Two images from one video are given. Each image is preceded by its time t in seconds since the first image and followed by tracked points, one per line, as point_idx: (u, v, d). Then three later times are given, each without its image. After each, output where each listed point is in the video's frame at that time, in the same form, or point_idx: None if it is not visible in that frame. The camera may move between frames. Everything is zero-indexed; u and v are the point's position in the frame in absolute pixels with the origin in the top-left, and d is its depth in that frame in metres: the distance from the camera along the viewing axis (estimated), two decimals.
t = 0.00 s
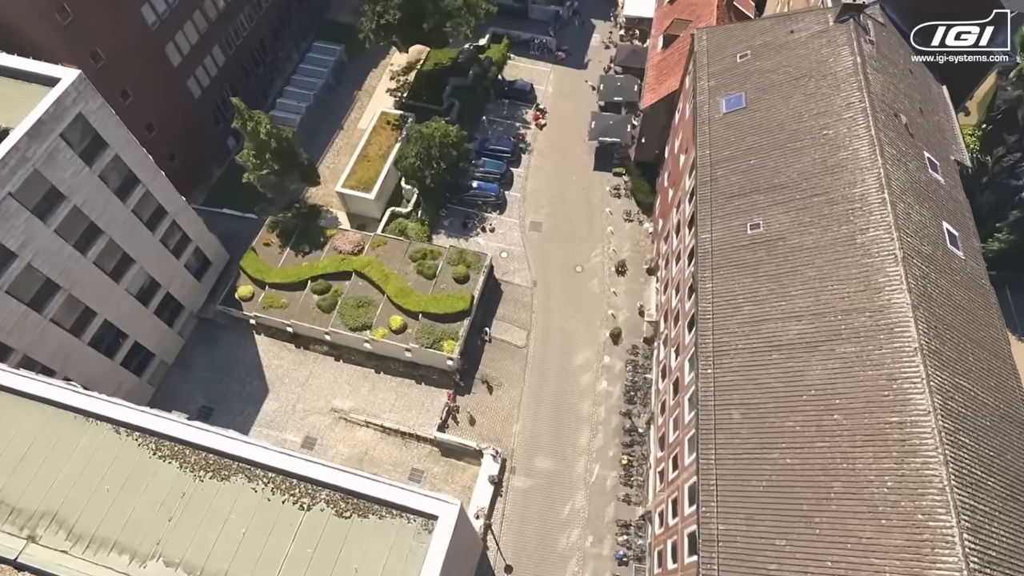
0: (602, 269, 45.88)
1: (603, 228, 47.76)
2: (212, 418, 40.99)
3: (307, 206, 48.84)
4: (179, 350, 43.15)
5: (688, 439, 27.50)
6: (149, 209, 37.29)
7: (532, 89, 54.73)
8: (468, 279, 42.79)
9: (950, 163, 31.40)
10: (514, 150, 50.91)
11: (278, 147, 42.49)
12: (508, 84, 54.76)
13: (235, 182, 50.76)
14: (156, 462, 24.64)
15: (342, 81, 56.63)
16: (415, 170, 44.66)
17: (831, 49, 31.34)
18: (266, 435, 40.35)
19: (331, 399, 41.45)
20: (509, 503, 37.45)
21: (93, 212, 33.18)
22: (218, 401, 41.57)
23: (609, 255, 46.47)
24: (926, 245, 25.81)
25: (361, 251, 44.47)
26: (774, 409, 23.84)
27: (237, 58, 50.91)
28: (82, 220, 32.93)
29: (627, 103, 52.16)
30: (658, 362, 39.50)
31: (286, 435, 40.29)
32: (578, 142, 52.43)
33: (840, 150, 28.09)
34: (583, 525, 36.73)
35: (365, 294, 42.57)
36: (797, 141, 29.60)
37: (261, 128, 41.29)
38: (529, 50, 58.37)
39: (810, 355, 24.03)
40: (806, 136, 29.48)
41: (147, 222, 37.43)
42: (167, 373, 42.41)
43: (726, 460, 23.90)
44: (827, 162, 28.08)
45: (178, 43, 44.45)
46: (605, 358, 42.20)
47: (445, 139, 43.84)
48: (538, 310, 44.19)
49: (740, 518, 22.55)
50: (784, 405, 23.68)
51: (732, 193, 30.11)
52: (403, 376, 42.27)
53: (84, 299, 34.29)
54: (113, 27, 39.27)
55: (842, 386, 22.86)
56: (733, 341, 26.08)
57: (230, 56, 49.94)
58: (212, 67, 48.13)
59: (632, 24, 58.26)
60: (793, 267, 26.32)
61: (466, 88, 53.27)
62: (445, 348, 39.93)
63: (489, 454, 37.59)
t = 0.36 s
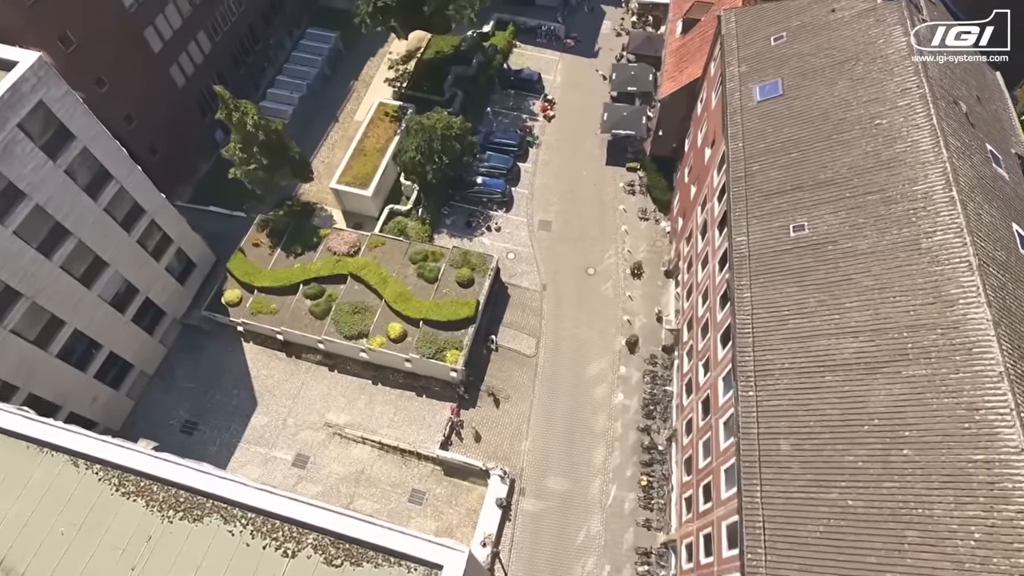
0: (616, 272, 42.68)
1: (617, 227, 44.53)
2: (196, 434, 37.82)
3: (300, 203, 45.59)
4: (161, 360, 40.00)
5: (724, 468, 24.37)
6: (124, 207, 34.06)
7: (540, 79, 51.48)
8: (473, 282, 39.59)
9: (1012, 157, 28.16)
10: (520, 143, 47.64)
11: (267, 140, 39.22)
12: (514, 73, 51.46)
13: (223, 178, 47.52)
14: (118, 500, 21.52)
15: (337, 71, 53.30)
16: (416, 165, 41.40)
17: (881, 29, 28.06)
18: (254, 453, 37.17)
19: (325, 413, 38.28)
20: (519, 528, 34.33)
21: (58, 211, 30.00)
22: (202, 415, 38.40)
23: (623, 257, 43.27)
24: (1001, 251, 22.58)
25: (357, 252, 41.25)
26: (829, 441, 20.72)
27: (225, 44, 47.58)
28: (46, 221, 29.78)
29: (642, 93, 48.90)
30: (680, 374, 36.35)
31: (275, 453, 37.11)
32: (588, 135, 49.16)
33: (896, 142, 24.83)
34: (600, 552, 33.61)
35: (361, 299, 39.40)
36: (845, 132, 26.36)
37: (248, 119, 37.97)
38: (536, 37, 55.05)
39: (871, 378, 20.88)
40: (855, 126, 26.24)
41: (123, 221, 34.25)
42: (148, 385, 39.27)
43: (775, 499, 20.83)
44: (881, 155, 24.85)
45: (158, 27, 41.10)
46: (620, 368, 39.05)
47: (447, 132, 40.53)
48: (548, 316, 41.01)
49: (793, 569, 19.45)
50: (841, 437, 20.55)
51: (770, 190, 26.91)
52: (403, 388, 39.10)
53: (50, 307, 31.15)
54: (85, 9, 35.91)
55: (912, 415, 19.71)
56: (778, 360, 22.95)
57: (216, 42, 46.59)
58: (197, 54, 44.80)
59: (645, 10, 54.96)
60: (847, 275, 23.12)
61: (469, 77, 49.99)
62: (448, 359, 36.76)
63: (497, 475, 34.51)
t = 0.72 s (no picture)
0: (630, 274, 40.00)
1: (630, 227, 41.84)
2: (180, 450, 35.18)
3: (293, 201, 42.89)
4: (143, 370, 37.36)
5: (763, 503, 21.67)
6: (100, 206, 31.38)
7: (547, 70, 48.74)
8: (478, 287, 36.93)
9: None
10: (527, 138, 44.91)
11: (256, 134, 36.47)
12: (520, 64, 48.70)
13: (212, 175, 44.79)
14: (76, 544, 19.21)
15: (333, 61, 50.51)
16: (416, 161, 38.69)
17: (932, 10, 25.59)
18: (243, 470, 34.53)
19: (319, 427, 35.65)
20: (528, 553, 31.74)
21: (23, 212, 27.36)
22: (187, 429, 35.75)
23: (637, 258, 40.59)
24: None
25: (353, 254, 38.58)
26: (891, 477, 18.12)
27: (213, 32, 44.78)
28: (9, 222, 27.15)
29: (656, 85, 46.15)
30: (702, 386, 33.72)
31: (265, 470, 34.46)
32: (599, 129, 46.41)
33: (956, 135, 22.13)
34: None
35: (358, 304, 36.76)
36: (895, 124, 23.64)
37: (235, 112, 35.20)
38: (543, 26, 52.26)
39: (939, 405, 18.24)
40: (906, 117, 23.54)
41: (98, 222, 31.57)
42: (129, 397, 36.66)
43: (828, 544, 18.24)
44: (938, 150, 22.18)
45: (140, 13, 38.29)
46: (636, 379, 36.41)
47: (450, 125, 37.81)
48: (557, 322, 38.38)
49: None
50: (906, 474, 17.92)
51: (810, 189, 24.23)
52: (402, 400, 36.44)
53: (16, 316, 28.53)
54: None
55: (989, 450, 17.08)
56: (826, 381, 20.35)
57: (204, 30, 43.77)
58: (182, 43, 41.98)
59: None
60: (905, 286, 20.46)
61: (472, 68, 47.24)
62: (451, 370, 34.12)
63: (504, 497, 31.87)
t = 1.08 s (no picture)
0: (644, 280, 37.55)
1: (644, 228, 39.38)
2: (164, 469, 32.80)
3: (286, 201, 40.40)
4: (125, 382, 34.95)
5: (808, 546, 19.25)
6: (73, 208, 28.94)
7: (555, 62, 46.19)
8: (483, 294, 34.50)
9: None
10: (534, 134, 42.42)
11: (244, 130, 33.91)
12: (526, 56, 46.15)
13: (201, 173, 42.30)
14: None
15: (329, 53, 47.96)
16: (416, 159, 36.19)
17: None
18: (231, 491, 32.13)
19: (313, 444, 33.25)
20: None
21: None
22: (172, 447, 33.35)
23: (652, 263, 38.13)
24: None
25: (349, 258, 36.10)
26: (964, 525, 15.72)
27: (202, 22, 42.20)
28: None
29: (669, 78, 43.64)
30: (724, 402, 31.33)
31: (255, 491, 32.06)
32: (609, 124, 43.92)
33: None
34: None
35: (354, 312, 34.34)
36: (952, 118, 21.16)
37: (221, 107, 32.65)
38: (549, 17, 49.70)
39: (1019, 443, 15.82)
40: (964, 111, 21.09)
41: (72, 226, 29.13)
42: (110, 411, 34.26)
43: None
44: (1003, 148, 19.75)
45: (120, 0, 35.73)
46: (652, 393, 34.00)
47: (453, 120, 35.30)
48: (567, 331, 35.96)
49: None
50: (982, 522, 15.52)
51: (855, 191, 21.78)
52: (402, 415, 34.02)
53: None
54: None
55: None
56: (882, 412, 17.94)
57: (191, 20, 41.18)
58: (167, 33, 39.42)
59: None
60: (972, 302, 18.05)
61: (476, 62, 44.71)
62: (454, 385, 31.71)
63: (512, 522, 29.41)
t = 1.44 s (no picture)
0: (658, 284, 35.53)
1: (657, 229, 37.34)
2: (150, 486, 30.82)
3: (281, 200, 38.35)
4: (109, 393, 32.95)
5: None
6: (49, 209, 26.92)
7: (562, 55, 44.09)
8: (489, 299, 32.51)
9: None
10: (541, 130, 40.37)
11: (234, 125, 31.83)
12: (531, 49, 44.09)
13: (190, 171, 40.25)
14: None
15: (325, 46, 45.86)
16: (417, 156, 34.05)
17: None
18: (220, 510, 30.15)
19: (307, 460, 31.26)
20: None
21: None
22: (158, 462, 31.37)
23: (667, 266, 36.11)
24: None
25: (346, 261, 34.09)
26: None
27: (192, 12, 40.11)
28: None
29: (683, 72, 41.60)
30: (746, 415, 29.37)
31: (246, 510, 30.08)
32: (620, 120, 41.82)
33: None
34: None
35: (352, 319, 32.32)
36: (1010, 112, 19.33)
37: (209, 100, 30.53)
38: (556, 8, 47.59)
39: None
40: None
41: (48, 227, 27.13)
42: (93, 424, 32.27)
43: None
44: None
45: None
46: (668, 405, 31.99)
47: (456, 115, 33.25)
48: (577, 339, 33.96)
49: None
50: None
51: (903, 192, 19.74)
52: (402, 429, 32.01)
53: None
54: None
55: None
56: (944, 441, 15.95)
57: (181, 9, 39.08)
58: (155, 23, 37.31)
59: None
60: None
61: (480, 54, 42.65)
62: (458, 397, 29.72)
63: (521, 547, 27.35)
